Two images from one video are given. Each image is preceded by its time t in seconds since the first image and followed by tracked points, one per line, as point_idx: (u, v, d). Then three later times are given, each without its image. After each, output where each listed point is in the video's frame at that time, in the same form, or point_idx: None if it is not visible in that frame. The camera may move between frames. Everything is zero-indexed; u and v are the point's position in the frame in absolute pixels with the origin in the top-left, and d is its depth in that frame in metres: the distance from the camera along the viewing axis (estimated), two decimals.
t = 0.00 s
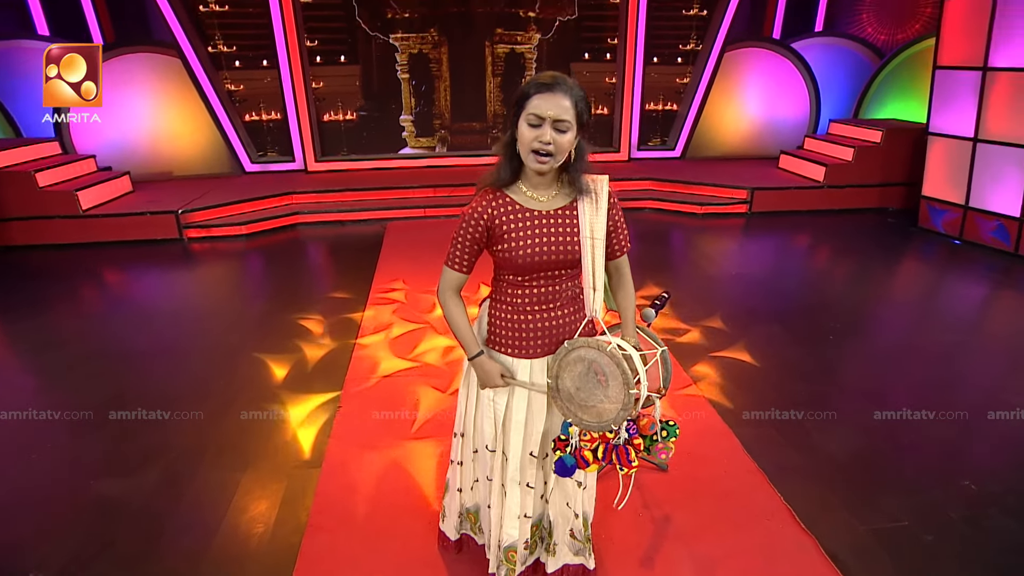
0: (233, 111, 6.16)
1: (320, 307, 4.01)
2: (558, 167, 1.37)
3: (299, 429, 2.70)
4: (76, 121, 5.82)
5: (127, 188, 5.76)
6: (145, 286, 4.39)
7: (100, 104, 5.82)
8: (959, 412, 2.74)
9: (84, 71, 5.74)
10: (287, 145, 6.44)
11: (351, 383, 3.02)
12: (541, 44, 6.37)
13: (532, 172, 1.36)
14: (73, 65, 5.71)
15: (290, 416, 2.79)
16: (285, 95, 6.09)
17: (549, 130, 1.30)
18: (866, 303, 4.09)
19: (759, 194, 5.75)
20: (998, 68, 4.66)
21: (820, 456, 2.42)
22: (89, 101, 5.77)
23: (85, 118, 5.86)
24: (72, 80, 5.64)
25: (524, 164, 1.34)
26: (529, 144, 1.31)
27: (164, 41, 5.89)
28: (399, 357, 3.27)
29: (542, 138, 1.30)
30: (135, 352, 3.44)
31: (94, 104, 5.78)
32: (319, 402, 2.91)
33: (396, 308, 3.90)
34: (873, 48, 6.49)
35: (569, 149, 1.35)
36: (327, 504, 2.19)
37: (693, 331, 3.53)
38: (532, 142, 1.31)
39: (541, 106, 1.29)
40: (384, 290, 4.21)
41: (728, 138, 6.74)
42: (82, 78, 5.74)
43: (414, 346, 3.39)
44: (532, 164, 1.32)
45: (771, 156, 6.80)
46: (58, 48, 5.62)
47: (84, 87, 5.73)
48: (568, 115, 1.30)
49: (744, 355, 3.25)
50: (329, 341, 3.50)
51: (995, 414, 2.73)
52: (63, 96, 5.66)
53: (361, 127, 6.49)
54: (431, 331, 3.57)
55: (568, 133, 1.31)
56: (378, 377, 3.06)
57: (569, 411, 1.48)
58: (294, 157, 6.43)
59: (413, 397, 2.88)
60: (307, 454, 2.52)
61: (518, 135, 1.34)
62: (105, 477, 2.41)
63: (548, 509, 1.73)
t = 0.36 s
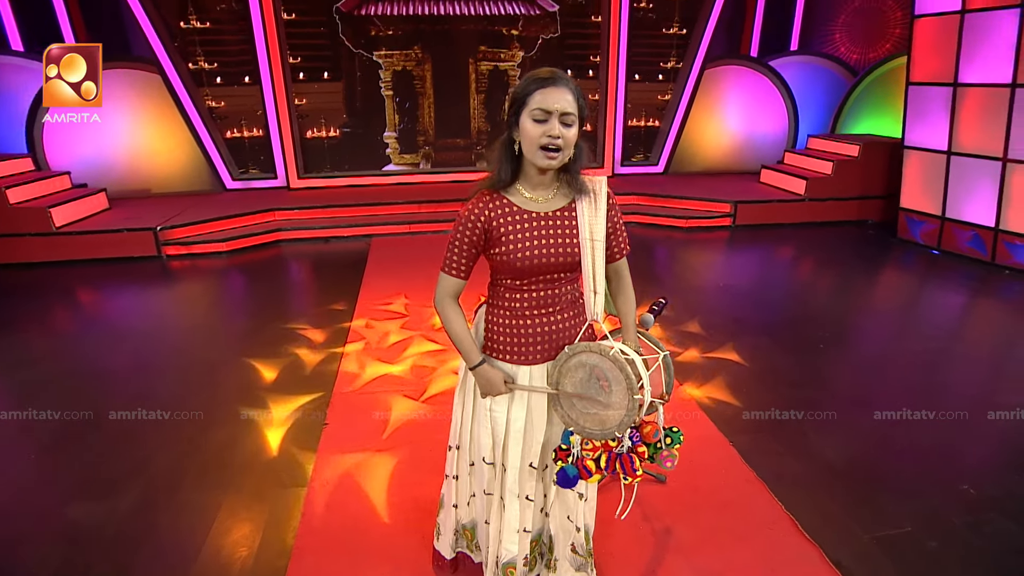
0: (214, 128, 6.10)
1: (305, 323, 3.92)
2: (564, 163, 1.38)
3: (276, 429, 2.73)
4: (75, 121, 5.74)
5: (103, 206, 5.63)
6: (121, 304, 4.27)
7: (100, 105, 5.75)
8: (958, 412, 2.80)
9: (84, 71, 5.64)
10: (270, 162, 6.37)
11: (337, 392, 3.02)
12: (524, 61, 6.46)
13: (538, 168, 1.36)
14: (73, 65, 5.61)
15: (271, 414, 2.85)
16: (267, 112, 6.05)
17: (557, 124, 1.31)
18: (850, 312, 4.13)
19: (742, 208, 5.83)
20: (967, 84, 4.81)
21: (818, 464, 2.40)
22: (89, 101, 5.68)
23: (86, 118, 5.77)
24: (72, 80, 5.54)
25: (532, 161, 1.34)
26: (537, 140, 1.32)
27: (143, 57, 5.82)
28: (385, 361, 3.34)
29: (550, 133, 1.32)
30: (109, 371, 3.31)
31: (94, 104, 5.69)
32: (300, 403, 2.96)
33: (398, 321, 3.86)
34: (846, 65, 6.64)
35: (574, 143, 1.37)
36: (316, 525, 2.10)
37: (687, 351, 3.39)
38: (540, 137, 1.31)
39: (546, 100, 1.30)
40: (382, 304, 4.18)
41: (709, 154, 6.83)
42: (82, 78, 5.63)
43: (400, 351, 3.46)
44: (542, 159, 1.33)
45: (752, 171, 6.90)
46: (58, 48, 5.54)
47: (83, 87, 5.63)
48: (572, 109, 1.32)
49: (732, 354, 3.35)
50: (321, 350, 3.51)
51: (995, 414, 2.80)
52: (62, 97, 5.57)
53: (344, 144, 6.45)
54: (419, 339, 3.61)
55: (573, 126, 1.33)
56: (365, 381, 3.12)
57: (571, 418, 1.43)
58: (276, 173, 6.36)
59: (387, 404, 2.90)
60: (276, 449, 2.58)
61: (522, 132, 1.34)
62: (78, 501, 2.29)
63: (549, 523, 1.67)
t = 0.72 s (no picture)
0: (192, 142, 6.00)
1: (286, 339, 3.82)
2: (563, 159, 1.36)
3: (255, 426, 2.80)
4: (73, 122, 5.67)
5: (75, 221, 5.49)
6: (94, 322, 4.12)
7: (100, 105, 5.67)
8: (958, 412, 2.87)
9: (84, 71, 5.56)
10: (249, 177, 6.27)
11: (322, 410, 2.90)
12: (506, 76, 6.50)
13: (537, 165, 1.34)
14: (74, 66, 5.52)
15: (253, 413, 2.91)
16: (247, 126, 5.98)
17: (557, 120, 1.29)
18: (833, 320, 4.17)
19: (724, 219, 5.89)
20: (937, 97, 4.95)
21: (814, 469, 2.39)
22: (90, 101, 5.61)
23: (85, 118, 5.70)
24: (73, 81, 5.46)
25: (531, 158, 1.32)
26: (536, 136, 1.29)
27: (118, 71, 5.73)
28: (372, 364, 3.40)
29: (549, 128, 1.29)
30: (80, 390, 3.18)
31: (95, 104, 5.62)
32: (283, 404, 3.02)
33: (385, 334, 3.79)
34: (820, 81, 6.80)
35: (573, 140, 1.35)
36: (304, 545, 2.02)
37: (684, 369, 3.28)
38: (539, 133, 1.29)
39: (546, 95, 1.28)
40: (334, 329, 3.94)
41: (690, 167, 6.92)
42: (83, 78, 5.55)
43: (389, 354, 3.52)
44: (541, 156, 1.30)
45: (732, 184, 6.99)
46: (58, 48, 5.43)
47: (84, 87, 5.56)
48: (572, 104, 1.30)
49: (715, 353, 3.48)
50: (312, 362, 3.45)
51: (995, 415, 2.85)
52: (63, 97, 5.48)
53: (326, 158, 6.39)
54: (409, 345, 3.64)
55: (573, 122, 1.31)
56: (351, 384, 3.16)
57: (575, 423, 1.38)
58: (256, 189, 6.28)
59: (358, 408, 2.91)
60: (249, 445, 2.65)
61: (521, 128, 1.31)
62: (48, 526, 2.17)
63: (549, 535, 1.61)
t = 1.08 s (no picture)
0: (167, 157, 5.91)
1: (265, 355, 3.71)
2: (562, 157, 1.35)
3: (235, 424, 2.87)
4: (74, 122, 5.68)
5: (42, 237, 5.32)
6: (62, 340, 3.97)
7: (101, 104, 5.62)
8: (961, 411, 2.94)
9: (84, 71, 5.49)
10: (226, 192, 6.16)
11: (306, 426, 2.82)
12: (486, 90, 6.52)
13: (537, 161, 1.32)
14: (74, 66, 5.44)
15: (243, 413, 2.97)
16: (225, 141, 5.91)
17: (558, 115, 1.28)
18: (813, 329, 4.22)
19: (704, 232, 5.95)
20: (906, 111, 5.10)
21: (808, 474, 2.38)
22: (90, 101, 5.56)
23: (86, 119, 5.71)
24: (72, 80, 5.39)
25: (531, 154, 1.30)
26: (537, 131, 1.28)
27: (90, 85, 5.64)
28: (362, 366, 3.47)
29: (551, 124, 1.28)
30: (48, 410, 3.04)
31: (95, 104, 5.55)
32: (270, 405, 3.08)
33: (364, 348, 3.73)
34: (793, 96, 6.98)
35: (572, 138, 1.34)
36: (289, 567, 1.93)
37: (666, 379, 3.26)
38: (540, 128, 1.28)
39: (547, 90, 1.27)
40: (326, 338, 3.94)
41: (669, 181, 7.00)
42: (82, 78, 5.49)
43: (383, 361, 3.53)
44: (541, 152, 1.29)
45: (711, 197, 7.10)
46: (58, 48, 5.38)
47: (84, 87, 5.49)
48: (572, 100, 1.29)
49: (692, 354, 3.61)
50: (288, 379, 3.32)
51: (996, 414, 2.92)
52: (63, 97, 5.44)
53: (305, 173, 6.31)
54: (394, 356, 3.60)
55: (573, 119, 1.30)
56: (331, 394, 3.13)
57: (575, 427, 1.34)
58: (233, 204, 6.19)
59: (331, 415, 2.92)
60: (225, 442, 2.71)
61: (521, 123, 1.29)
62: (12, 551, 2.05)
63: (549, 546, 1.56)
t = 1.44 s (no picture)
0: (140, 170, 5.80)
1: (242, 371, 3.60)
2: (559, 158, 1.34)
3: (218, 424, 2.93)
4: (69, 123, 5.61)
5: (7, 253, 5.15)
6: (27, 357, 3.82)
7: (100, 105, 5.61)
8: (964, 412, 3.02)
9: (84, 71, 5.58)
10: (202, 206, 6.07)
11: (287, 441, 2.74)
12: (466, 105, 6.55)
13: (533, 161, 1.31)
14: (74, 66, 5.55)
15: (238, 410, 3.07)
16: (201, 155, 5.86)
17: (557, 118, 1.27)
18: (792, 336, 4.28)
19: (684, 243, 6.02)
20: (876, 125, 5.25)
21: (800, 478, 2.38)
22: (89, 101, 5.58)
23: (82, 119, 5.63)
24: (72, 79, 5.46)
25: (528, 154, 1.28)
26: (536, 132, 1.27)
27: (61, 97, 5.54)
28: (351, 374, 3.47)
29: (550, 127, 1.27)
30: (12, 430, 2.91)
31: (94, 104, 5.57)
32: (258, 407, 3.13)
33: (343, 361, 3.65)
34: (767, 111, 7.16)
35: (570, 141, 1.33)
36: None
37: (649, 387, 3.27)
38: (539, 129, 1.26)
39: (548, 92, 1.26)
40: (321, 346, 3.93)
41: (648, 194, 7.09)
42: (82, 78, 5.56)
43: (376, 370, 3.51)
44: (538, 153, 1.28)
45: (689, 210, 7.20)
46: (58, 48, 5.48)
47: (83, 87, 5.55)
48: (573, 103, 1.29)
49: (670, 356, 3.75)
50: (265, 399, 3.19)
51: (995, 415, 2.99)
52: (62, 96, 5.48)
53: (283, 188, 6.24)
54: (373, 379, 3.39)
55: (572, 121, 1.29)
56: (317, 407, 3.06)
57: (573, 426, 1.32)
58: (209, 218, 6.10)
59: (310, 417, 2.97)
60: (204, 441, 2.76)
61: (520, 123, 1.28)
62: None
63: (547, 554, 1.51)
